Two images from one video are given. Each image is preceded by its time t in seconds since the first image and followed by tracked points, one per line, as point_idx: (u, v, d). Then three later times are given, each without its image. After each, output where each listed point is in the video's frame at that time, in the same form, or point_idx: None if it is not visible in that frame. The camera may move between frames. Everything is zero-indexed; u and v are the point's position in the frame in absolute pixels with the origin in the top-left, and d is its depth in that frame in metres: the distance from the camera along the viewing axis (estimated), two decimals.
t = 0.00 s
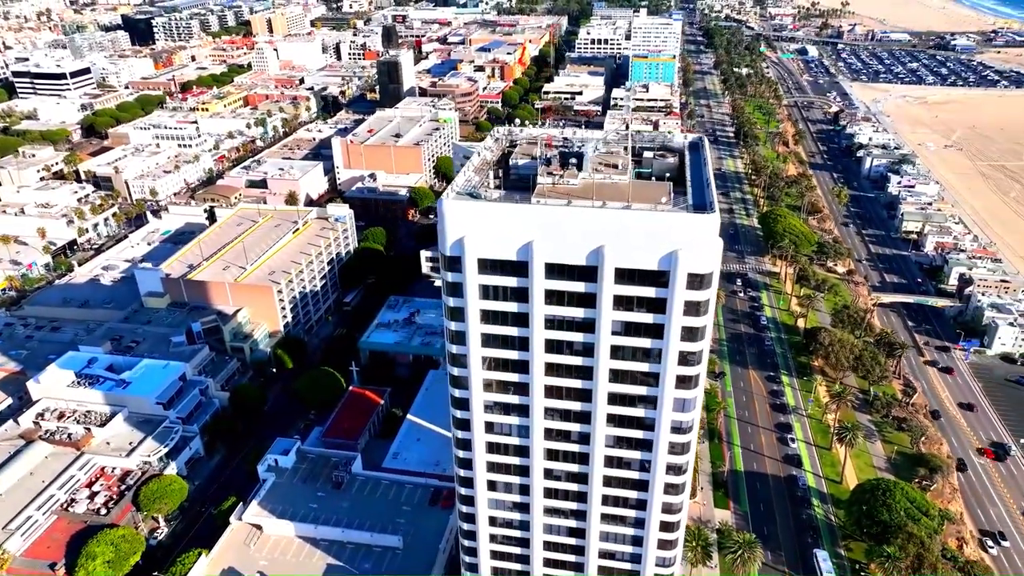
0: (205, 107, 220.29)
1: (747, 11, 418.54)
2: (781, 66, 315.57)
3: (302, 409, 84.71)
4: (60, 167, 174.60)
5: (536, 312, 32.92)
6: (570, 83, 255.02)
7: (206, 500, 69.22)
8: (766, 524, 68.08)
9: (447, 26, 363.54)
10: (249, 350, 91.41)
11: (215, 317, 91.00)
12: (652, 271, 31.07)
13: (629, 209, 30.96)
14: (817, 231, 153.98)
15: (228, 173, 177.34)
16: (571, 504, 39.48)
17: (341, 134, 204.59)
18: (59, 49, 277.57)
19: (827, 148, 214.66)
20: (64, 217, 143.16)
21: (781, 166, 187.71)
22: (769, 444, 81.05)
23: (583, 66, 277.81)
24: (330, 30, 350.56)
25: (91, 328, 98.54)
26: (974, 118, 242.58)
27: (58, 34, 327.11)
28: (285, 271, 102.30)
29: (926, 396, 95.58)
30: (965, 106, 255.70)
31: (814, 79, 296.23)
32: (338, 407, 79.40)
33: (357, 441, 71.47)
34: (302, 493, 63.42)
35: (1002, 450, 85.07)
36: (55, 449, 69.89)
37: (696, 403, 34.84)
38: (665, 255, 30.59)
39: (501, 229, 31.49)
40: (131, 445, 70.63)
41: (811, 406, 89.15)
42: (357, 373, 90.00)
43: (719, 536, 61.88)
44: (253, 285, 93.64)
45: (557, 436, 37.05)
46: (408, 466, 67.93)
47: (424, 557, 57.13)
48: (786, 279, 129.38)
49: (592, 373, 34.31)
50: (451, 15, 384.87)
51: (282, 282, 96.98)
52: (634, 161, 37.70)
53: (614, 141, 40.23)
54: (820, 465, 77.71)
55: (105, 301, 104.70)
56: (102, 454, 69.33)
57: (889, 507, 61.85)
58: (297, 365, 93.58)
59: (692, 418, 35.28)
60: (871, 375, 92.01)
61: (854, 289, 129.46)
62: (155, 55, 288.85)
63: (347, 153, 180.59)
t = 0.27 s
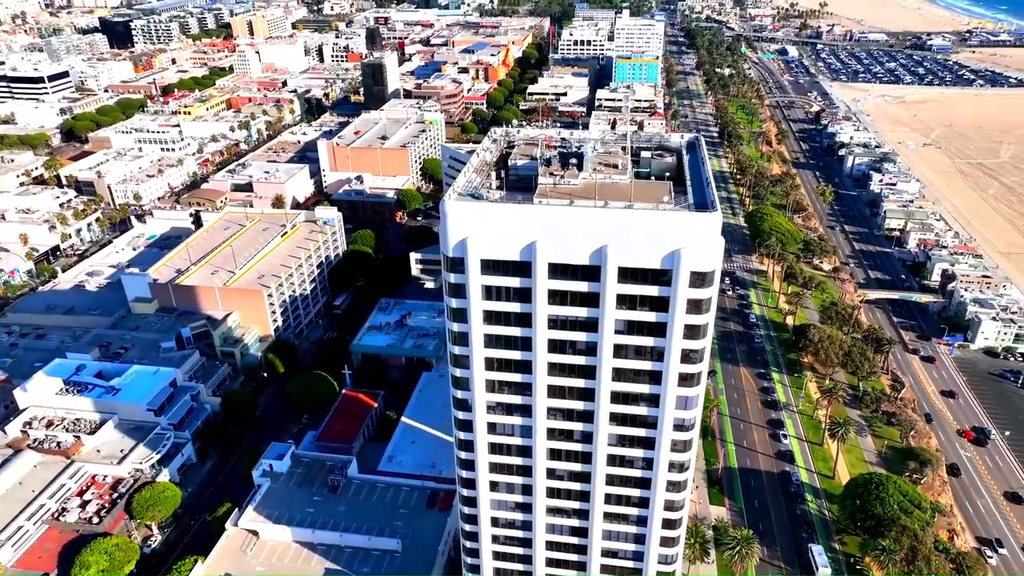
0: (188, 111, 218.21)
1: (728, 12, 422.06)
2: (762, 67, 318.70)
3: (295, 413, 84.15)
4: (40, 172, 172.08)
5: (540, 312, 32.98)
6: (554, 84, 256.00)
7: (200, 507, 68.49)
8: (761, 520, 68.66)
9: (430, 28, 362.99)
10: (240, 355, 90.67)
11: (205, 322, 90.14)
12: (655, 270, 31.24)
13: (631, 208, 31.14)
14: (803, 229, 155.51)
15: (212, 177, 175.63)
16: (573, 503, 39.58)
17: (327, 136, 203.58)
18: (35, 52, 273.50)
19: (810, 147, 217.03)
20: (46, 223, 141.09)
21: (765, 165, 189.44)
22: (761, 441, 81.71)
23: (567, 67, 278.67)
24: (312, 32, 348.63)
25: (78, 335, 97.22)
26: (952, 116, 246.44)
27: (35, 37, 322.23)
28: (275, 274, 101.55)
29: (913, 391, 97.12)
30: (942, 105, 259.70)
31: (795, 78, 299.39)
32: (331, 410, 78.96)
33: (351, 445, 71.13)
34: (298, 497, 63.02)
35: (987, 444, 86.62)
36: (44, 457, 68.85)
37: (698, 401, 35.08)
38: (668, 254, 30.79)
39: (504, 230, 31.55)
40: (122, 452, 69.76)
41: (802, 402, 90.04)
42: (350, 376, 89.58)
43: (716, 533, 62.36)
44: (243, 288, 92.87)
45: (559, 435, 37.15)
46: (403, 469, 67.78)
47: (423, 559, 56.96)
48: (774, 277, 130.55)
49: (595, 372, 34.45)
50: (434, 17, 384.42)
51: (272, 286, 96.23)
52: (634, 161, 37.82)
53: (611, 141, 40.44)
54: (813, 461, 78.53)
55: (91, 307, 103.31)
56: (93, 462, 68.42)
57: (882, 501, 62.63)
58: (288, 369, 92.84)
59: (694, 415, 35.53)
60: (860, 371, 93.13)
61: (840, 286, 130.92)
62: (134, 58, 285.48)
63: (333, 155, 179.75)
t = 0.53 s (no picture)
0: (170, 114, 216.15)
1: (708, 13, 425.38)
2: (743, 67, 321.59)
3: (287, 418, 83.59)
4: (20, 177, 169.47)
5: (543, 312, 33.08)
6: (538, 85, 257.09)
7: (194, 514, 67.83)
8: (757, 516, 69.21)
9: (412, 30, 362.23)
10: (230, 360, 89.89)
11: (194, 327, 89.28)
12: (658, 268, 31.44)
13: (633, 208, 31.32)
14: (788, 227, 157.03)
15: (197, 181, 173.92)
16: (576, 503, 39.70)
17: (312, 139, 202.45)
18: (12, 56, 269.34)
19: (792, 146, 219.25)
20: (28, 229, 138.97)
21: (749, 164, 191.07)
22: (754, 437, 82.34)
23: (551, 68, 279.41)
24: (293, 35, 346.51)
25: (64, 342, 95.89)
26: (930, 115, 250.24)
27: (10, 40, 317.32)
28: (265, 278, 100.81)
29: (901, 386, 98.51)
30: (920, 104, 263.66)
31: (776, 79, 302.44)
32: (324, 414, 78.44)
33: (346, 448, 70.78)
34: (294, 502, 62.61)
35: (973, 437, 88.07)
36: (33, 466, 67.80)
37: (700, 399, 35.34)
38: (670, 253, 31.02)
39: (507, 230, 31.59)
40: (114, 461, 68.93)
41: (792, 398, 90.91)
42: (343, 379, 89.17)
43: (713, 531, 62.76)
44: (233, 293, 92.12)
45: (562, 435, 37.25)
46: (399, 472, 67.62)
47: (422, 562, 56.84)
48: (761, 275, 131.66)
49: (598, 372, 34.59)
50: (416, 19, 384.03)
51: (262, 290, 95.50)
52: (633, 160, 38.03)
53: (609, 141, 40.65)
54: (805, 456, 79.32)
55: (77, 314, 101.91)
56: (84, 470, 67.53)
57: (876, 495, 63.46)
58: (280, 374, 92.19)
59: (696, 413, 35.79)
60: (849, 367, 94.25)
61: (827, 283, 132.32)
62: (113, 61, 282.06)
63: (319, 158, 178.88)
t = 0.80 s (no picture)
0: (152, 118, 214.25)
1: (689, 15, 428.57)
2: (725, 68, 324.47)
3: (280, 422, 83.01)
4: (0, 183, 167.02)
5: (546, 313, 33.18)
6: (523, 87, 258.09)
7: (188, 521, 67.18)
8: (752, 512, 69.78)
9: (395, 32, 361.48)
10: (221, 365, 89.03)
11: (184, 333, 88.38)
12: (661, 267, 31.61)
13: (634, 207, 31.53)
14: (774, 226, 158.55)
15: (181, 185, 172.23)
16: (578, 502, 39.83)
17: (298, 142, 201.29)
18: None
19: (775, 145, 221.44)
20: (10, 236, 136.87)
21: (734, 164, 192.68)
22: (747, 434, 82.99)
23: (535, 70, 280.00)
24: (275, 37, 344.47)
25: (51, 350, 94.55)
26: (909, 114, 253.99)
27: None
28: (255, 282, 100.08)
29: (888, 382, 99.91)
30: (899, 103, 267.42)
31: (757, 79, 305.36)
32: (318, 419, 77.99)
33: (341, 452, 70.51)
34: (291, 508, 62.20)
35: (960, 432, 89.59)
36: (22, 476, 66.85)
37: (702, 396, 35.59)
38: (673, 251, 31.20)
39: (510, 231, 31.66)
40: (105, 468, 68.12)
41: (783, 395, 91.81)
42: (336, 383, 88.81)
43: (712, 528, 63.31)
44: (222, 298, 91.29)
45: (565, 434, 37.34)
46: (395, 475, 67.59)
47: (421, 565, 56.71)
48: (749, 274, 132.80)
49: (600, 371, 34.76)
50: (398, 21, 383.14)
51: (252, 294, 94.73)
52: (631, 161, 38.21)
53: (606, 142, 40.91)
54: (798, 453, 80.10)
55: (62, 321, 100.49)
56: (75, 479, 66.67)
57: (869, 490, 64.39)
58: (271, 379, 91.53)
59: (698, 411, 36.03)
60: (837, 363, 95.38)
61: (814, 281, 133.72)
62: (92, 64, 278.59)
63: (306, 161, 177.95)
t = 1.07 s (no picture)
0: (133, 122, 211.86)
1: (670, 16, 431.38)
2: (707, 68, 326.90)
3: (273, 427, 82.49)
4: None
5: (549, 313, 33.29)
6: (508, 88, 258.33)
7: (182, 528, 66.50)
8: (747, 509, 70.35)
9: (377, 34, 360.35)
10: (212, 370, 88.26)
11: (174, 338, 87.49)
12: (663, 266, 31.84)
13: (637, 207, 31.70)
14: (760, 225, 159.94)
15: (166, 189, 170.41)
16: (581, 501, 40.00)
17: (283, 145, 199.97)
18: None
19: (759, 145, 223.43)
20: None
21: (719, 163, 194.18)
22: (740, 431, 83.70)
23: (519, 71, 280.36)
24: (256, 40, 342.02)
25: (37, 357, 93.16)
26: (889, 113, 257.39)
27: None
28: (245, 286, 99.29)
29: (877, 378, 101.26)
30: (879, 103, 271.00)
31: (739, 79, 307.94)
32: (312, 423, 77.53)
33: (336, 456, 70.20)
34: (287, 513, 61.79)
35: (947, 427, 91.06)
36: (11, 485, 65.85)
37: (704, 394, 35.82)
38: (675, 250, 31.45)
39: (513, 231, 31.74)
40: (97, 476, 67.32)
41: (774, 392, 92.69)
42: (329, 387, 88.42)
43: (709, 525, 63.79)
44: (212, 302, 90.55)
45: (567, 434, 37.46)
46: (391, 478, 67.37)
47: (421, 568, 56.63)
48: (737, 272, 133.80)
49: (604, 370, 34.90)
50: (381, 23, 382.05)
51: (243, 298, 93.95)
52: (630, 160, 38.44)
53: (604, 142, 41.14)
54: (790, 448, 80.87)
55: (48, 328, 99.06)
56: (66, 487, 65.84)
57: (862, 484, 65.30)
58: (263, 383, 90.96)
59: (700, 408, 36.26)
60: (827, 359, 96.50)
61: (801, 279, 135.08)
62: (70, 67, 274.79)
63: (291, 164, 176.73)
